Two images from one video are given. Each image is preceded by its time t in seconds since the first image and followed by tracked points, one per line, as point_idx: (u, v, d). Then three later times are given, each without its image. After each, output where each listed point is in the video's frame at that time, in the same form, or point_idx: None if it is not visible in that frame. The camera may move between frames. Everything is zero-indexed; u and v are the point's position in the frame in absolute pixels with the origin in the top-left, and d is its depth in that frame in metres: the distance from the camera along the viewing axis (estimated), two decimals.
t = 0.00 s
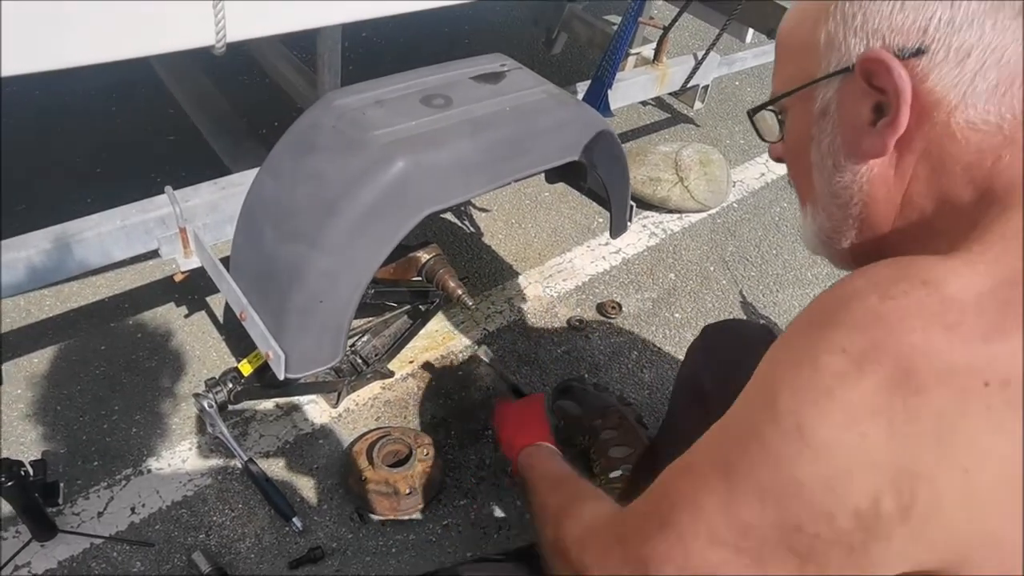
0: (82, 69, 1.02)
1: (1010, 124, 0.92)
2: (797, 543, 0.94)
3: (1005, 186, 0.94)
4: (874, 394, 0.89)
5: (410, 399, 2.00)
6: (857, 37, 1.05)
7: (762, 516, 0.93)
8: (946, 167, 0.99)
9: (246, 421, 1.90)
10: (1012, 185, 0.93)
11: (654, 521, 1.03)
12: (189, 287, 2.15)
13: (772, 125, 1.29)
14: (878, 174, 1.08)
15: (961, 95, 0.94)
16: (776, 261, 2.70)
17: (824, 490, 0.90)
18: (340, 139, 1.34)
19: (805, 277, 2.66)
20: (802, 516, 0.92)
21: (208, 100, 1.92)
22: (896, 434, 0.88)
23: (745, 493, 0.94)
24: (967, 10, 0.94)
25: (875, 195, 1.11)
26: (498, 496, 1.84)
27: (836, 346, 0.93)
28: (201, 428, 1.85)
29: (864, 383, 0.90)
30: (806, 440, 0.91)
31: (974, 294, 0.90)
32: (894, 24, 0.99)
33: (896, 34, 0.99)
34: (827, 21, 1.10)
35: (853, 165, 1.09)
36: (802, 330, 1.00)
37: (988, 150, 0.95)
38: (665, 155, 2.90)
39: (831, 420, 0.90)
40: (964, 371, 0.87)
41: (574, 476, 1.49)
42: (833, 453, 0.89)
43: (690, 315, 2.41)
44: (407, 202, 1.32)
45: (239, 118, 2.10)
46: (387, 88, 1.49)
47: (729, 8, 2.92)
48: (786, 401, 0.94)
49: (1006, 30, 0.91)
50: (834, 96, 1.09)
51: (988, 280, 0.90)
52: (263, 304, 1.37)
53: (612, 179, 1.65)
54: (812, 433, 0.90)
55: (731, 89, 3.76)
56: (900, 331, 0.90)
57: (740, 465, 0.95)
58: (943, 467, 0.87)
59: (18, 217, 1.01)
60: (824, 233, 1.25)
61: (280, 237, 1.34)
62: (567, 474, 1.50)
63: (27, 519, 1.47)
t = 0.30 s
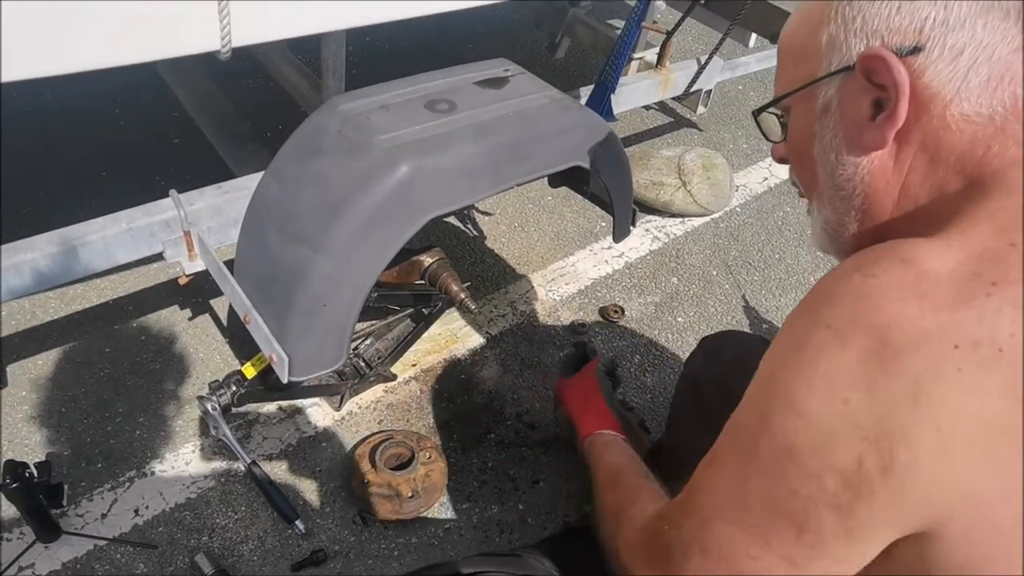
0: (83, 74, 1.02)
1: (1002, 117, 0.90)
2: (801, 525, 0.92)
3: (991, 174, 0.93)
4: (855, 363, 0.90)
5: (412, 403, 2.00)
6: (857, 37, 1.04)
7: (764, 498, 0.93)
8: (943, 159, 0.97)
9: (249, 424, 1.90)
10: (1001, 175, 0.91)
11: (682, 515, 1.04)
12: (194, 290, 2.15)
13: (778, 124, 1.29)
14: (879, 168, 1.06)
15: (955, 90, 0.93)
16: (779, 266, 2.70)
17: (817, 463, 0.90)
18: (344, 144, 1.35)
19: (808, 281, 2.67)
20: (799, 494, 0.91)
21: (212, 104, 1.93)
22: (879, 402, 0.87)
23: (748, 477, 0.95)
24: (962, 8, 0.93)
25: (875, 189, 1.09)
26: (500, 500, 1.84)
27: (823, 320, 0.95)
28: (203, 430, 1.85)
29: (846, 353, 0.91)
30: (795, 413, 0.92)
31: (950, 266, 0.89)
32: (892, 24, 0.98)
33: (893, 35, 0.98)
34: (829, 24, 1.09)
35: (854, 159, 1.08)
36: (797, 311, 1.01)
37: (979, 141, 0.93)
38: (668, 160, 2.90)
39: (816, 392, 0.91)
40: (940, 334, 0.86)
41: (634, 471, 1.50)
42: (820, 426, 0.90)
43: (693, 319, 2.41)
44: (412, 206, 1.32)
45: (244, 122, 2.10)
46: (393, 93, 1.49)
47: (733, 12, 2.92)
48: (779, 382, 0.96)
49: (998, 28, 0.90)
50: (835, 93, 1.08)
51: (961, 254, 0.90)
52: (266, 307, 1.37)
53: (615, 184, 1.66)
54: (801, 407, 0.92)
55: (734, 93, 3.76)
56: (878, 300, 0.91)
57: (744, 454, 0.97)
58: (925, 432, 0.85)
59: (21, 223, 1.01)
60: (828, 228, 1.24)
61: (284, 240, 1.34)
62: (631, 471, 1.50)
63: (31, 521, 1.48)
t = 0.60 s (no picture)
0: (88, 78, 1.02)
1: (993, 110, 0.94)
2: (877, 536, 0.89)
3: (983, 165, 0.96)
4: (879, 353, 0.91)
5: (415, 406, 2.00)
6: (855, 35, 1.06)
7: (820, 508, 0.91)
8: (938, 149, 1.00)
9: (253, 426, 1.90)
10: (992, 166, 0.95)
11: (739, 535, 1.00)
12: (198, 292, 2.17)
13: (776, 121, 1.31)
14: (874, 159, 1.08)
15: (947, 85, 0.96)
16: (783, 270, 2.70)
17: (866, 459, 0.89)
18: (349, 147, 1.35)
19: (811, 285, 2.67)
20: (854, 495, 0.89)
21: (217, 108, 1.94)
22: (913, 390, 0.88)
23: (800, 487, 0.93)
24: (954, 8, 0.96)
25: (869, 180, 1.11)
26: (503, 503, 1.84)
27: (842, 311, 0.97)
28: (207, 433, 1.87)
29: (869, 343, 0.92)
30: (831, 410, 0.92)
31: (948, 252, 0.93)
32: (887, 22, 1.01)
33: (890, 31, 1.01)
34: (828, 20, 1.11)
35: (850, 151, 1.10)
36: (806, 314, 1.03)
37: (974, 133, 0.96)
38: (671, 163, 2.91)
39: (847, 386, 0.92)
40: (956, 317, 0.88)
41: (660, 548, 1.37)
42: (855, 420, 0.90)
43: (696, 323, 2.41)
44: (418, 206, 1.33)
45: (248, 125, 2.11)
46: (398, 97, 1.50)
47: (736, 16, 2.92)
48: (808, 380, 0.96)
49: (988, 27, 0.94)
50: (834, 89, 1.10)
51: (959, 245, 0.93)
52: (272, 310, 1.37)
53: (619, 188, 1.66)
54: (835, 403, 0.92)
55: (738, 97, 3.76)
56: (893, 288, 0.93)
57: (786, 465, 0.96)
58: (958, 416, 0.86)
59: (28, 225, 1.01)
60: (823, 223, 1.24)
61: (289, 243, 1.35)
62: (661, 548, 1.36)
63: (35, 522, 1.48)
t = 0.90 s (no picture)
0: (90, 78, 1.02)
1: None
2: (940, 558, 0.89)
3: None
4: (935, 368, 0.90)
5: (417, 408, 2.00)
6: (888, 34, 1.05)
7: (885, 532, 0.90)
8: (973, 157, 1.00)
9: (254, 429, 1.90)
10: None
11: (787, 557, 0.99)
12: (200, 294, 2.20)
13: (801, 123, 1.30)
14: (905, 164, 1.09)
15: (986, 88, 0.96)
16: (786, 272, 2.70)
17: (928, 481, 0.88)
18: (353, 149, 1.35)
19: (814, 288, 2.67)
20: (914, 518, 0.89)
21: (220, 109, 1.93)
22: (972, 407, 0.87)
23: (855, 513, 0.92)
24: (995, 7, 0.95)
25: (899, 184, 1.12)
26: (505, 506, 1.83)
27: (892, 327, 0.96)
28: (208, 435, 1.90)
29: (925, 358, 0.91)
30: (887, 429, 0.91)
31: (999, 260, 0.93)
32: (924, 21, 1.00)
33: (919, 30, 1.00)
34: (861, 19, 1.11)
35: (881, 154, 1.11)
36: (848, 333, 1.03)
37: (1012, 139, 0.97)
38: (674, 165, 2.91)
39: (903, 404, 0.91)
40: (1015, 329, 0.88)
41: (709, 558, 1.30)
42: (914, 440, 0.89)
43: (699, 325, 2.41)
44: (423, 210, 1.32)
45: (251, 127, 2.11)
46: (400, 99, 1.50)
47: (739, 18, 2.92)
48: (859, 397, 0.95)
49: None
50: (863, 90, 1.09)
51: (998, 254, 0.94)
52: (275, 312, 1.37)
53: (622, 191, 1.66)
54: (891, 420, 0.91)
55: (740, 99, 3.76)
56: (947, 301, 0.93)
57: (839, 486, 0.94)
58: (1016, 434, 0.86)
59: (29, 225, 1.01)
60: (851, 228, 1.26)
61: (292, 245, 1.35)
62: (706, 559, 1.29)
63: (37, 524, 1.47)
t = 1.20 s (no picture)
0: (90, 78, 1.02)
1: None
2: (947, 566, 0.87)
3: None
4: (953, 368, 0.87)
5: (418, 409, 2.00)
6: (887, 35, 1.05)
7: (892, 538, 0.87)
8: (974, 158, 1.00)
9: (255, 429, 1.90)
10: None
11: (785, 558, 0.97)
12: (201, 296, 2.16)
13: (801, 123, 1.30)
14: (903, 164, 1.09)
15: (985, 89, 0.95)
16: (787, 273, 2.69)
17: (936, 484, 0.86)
18: (352, 150, 1.34)
19: (815, 288, 2.66)
20: (919, 519, 0.86)
21: (220, 109, 1.93)
22: (986, 408, 0.85)
23: (859, 514, 0.89)
24: (994, 10, 0.95)
25: (899, 184, 1.12)
26: (507, 507, 1.83)
27: (905, 326, 0.93)
28: (208, 436, 1.86)
29: (940, 358, 0.88)
30: (899, 429, 0.88)
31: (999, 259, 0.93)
32: (924, 22, 1.00)
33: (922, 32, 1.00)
34: (860, 21, 1.10)
35: (878, 154, 1.10)
36: (861, 332, 1.00)
37: (1013, 139, 0.96)
38: (675, 165, 2.91)
39: (916, 404, 0.88)
40: None
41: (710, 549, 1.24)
42: (926, 440, 0.86)
43: (700, 326, 2.40)
44: (425, 210, 1.31)
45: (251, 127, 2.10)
46: (398, 99, 1.49)
47: (740, 19, 2.92)
48: (868, 396, 0.92)
49: None
50: (862, 90, 1.09)
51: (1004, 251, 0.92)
52: (275, 312, 1.37)
53: (624, 191, 1.66)
54: (904, 421, 0.88)
55: (741, 99, 3.76)
56: (961, 301, 0.90)
57: (845, 488, 0.91)
58: None
59: (29, 224, 1.00)
60: (849, 228, 1.27)
61: (292, 245, 1.34)
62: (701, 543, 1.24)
63: (37, 525, 1.48)
